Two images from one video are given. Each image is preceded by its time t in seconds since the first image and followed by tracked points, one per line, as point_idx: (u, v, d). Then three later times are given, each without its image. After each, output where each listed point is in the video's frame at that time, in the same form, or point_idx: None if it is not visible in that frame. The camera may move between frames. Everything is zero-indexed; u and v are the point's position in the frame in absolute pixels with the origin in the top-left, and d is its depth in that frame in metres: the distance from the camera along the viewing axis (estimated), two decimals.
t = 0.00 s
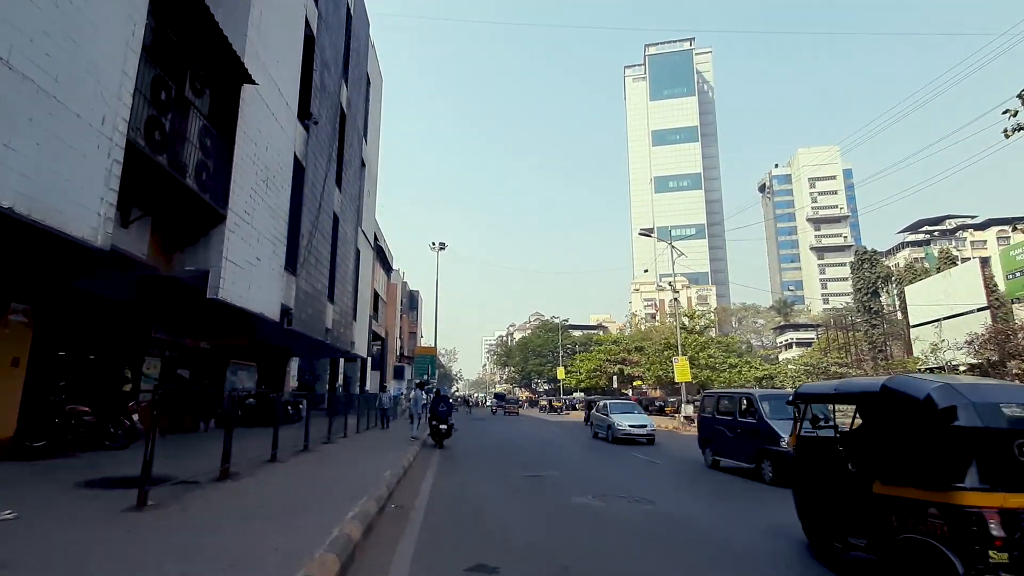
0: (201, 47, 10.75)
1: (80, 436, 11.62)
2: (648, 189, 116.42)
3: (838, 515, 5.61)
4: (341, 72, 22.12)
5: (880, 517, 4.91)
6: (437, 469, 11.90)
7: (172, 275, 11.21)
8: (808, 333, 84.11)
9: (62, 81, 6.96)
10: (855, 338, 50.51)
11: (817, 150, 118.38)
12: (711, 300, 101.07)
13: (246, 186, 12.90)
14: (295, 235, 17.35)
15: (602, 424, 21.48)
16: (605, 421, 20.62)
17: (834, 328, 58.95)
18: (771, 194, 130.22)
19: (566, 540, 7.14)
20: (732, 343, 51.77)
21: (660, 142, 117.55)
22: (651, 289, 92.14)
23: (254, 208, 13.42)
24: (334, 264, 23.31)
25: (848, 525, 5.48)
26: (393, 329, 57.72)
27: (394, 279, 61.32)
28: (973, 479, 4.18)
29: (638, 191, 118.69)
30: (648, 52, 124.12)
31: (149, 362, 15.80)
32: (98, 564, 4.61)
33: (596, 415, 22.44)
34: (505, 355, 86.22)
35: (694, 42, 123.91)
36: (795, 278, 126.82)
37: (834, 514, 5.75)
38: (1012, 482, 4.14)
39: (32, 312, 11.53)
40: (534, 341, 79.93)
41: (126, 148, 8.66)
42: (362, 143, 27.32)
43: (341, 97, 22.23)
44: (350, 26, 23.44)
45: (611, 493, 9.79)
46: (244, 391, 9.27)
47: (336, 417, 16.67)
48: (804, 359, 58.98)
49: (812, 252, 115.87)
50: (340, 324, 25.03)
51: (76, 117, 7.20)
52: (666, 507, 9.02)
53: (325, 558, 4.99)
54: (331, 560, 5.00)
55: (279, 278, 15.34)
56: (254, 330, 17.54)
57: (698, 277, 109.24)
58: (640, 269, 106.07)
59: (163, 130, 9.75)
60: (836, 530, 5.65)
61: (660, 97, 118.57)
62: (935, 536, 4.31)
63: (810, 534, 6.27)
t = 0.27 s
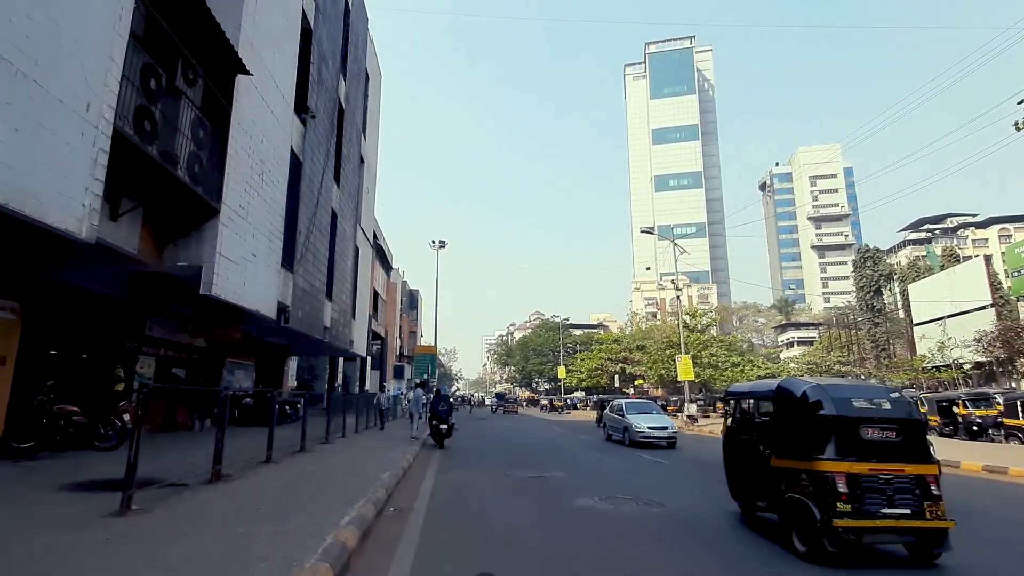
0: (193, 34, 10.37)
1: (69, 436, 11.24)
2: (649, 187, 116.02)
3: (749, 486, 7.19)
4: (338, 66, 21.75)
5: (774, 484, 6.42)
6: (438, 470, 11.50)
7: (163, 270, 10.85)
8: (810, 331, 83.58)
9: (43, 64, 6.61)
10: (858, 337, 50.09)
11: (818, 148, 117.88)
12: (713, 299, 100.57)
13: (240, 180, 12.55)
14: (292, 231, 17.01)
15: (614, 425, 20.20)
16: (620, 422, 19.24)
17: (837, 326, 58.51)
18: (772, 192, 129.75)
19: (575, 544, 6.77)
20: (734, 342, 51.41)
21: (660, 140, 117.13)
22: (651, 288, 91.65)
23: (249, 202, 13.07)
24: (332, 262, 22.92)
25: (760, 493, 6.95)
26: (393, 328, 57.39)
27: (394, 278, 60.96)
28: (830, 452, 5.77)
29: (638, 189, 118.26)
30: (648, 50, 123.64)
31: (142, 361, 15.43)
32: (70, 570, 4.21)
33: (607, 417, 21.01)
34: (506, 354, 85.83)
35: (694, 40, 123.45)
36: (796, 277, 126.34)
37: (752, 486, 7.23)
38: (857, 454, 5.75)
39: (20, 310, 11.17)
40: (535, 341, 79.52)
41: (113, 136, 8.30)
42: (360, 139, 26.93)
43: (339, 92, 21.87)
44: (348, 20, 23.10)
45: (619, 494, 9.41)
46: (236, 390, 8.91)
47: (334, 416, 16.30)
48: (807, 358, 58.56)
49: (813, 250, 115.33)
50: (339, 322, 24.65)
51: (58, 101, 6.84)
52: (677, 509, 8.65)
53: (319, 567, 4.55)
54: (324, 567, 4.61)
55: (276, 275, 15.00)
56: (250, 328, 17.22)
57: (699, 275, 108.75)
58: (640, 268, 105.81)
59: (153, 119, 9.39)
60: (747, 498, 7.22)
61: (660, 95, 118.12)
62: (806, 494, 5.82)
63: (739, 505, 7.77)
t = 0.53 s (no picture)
0: (185, 24, 10.06)
1: (58, 436, 10.95)
2: (649, 186, 115.70)
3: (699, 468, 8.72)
4: (337, 60, 21.43)
5: (717, 465, 7.93)
6: (437, 471, 11.20)
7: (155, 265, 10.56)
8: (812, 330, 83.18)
9: (23, 48, 6.31)
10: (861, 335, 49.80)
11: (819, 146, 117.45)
12: (713, 298, 100.21)
13: (235, 174, 12.26)
14: (289, 228, 16.71)
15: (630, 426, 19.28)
16: (637, 424, 18.17)
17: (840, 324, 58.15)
18: (772, 191, 129.35)
19: (580, 548, 6.48)
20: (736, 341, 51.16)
21: (660, 139, 116.79)
22: (652, 286, 91.26)
23: (245, 197, 12.78)
24: (330, 259, 22.63)
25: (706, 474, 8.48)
26: (393, 327, 57.13)
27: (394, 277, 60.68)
28: (757, 439, 7.27)
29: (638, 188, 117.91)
30: (648, 48, 123.22)
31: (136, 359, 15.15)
32: None
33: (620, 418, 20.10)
34: (506, 353, 85.53)
35: (694, 38, 123.00)
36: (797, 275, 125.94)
37: (700, 468, 8.76)
38: (778, 441, 7.24)
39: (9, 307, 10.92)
40: (535, 340, 79.21)
41: (100, 125, 8.00)
42: (359, 136, 26.60)
43: (337, 87, 21.56)
44: (346, 15, 22.78)
45: (624, 496, 9.10)
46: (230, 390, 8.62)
47: (332, 416, 16.00)
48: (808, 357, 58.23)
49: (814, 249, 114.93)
50: (338, 321, 24.34)
51: (38, 86, 6.54)
52: (684, 511, 8.35)
53: None
54: None
55: (272, 272, 14.70)
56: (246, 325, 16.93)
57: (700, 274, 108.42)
58: (641, 266, 105.48)
59: (142, 110, 9.09)
60: (699, 478, 8.74)
61: (661, 93, 117.72)
62: (738, 473, 7.32)
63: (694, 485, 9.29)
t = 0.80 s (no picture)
0: (177, 11, 9.73)
1: (46, 438, 10.63)
2: (649, 184, 115.30)
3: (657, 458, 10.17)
4: (335, 54, 21.09)
5: (671, 455, 9.39)
6: (437, 474, 10.88)
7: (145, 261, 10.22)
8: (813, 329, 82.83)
9: None
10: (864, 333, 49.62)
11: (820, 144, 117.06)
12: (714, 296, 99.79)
13: (229, 168, 11.93)
14: (286, 224, 16.38)
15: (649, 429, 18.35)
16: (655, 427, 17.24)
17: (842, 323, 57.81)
18: (773, 189, 128.95)
19: (586, 556, 6.17)
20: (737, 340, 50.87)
21: (661, 137, 116.40)
22: (652, 285, 90.92)
23: (239, 192, 12.46)
24: (328, 257, 22.30)
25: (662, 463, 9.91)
26: (393, 326, 56.86)
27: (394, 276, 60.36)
28: (701, 431, 8.79)
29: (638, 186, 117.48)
30: (648, 47, 122.78)
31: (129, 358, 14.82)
32: None
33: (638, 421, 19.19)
34: (506, 352, 85.20)
35: (694, 36, 122.54)
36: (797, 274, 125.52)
37: (658, 458, 10.20)
38: (717, 433, 8.75)
39: None
40: (535, 338, 78.87)
41: (85, 114, 7.67)
42: (358, 132, 26.27)
43: (335, 82, 21.23)
44: (344, 9, 22.44)
45: (630, 500, 8.80)
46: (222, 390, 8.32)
47: (330, 416, 15.67)
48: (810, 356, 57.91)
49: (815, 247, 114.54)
50: (336, 319, 24.00)
51: (17, 70, 6.21)
52: (692, 515, 8.05)
53: None
54: None
55: (268, 269, 14.37)
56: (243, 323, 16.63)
57: (700, 272, 108.02)
58: (641, 264, 105.06)
59: (132, 99, 8.76)
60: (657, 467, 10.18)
61: (661, 92, 117.32)
62: (685, 458, 8.82)
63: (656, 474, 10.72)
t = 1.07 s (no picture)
0: None
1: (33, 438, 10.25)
2: (648, 183, 115.03)
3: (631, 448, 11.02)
4: (332, 48, 20.75)
5: (638, 444, 10.28)
6: (437, 474, 10.56)
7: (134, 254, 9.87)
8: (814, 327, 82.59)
9: None
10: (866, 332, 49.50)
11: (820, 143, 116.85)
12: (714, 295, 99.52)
13: (222, 159, 11.58)
14: (282, 219, 16.05)
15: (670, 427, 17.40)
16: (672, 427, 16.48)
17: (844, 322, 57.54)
18: (773, 188, 128.79)
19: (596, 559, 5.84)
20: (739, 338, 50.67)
21: (660, 136, 116.14)
22: (652, 284, 90.67)
23: (233, 184, 12.12)
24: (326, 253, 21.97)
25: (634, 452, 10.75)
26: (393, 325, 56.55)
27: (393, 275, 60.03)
28: (661, 423, 9.63)
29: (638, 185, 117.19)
30: (648, 45, 122.50)
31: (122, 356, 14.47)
32: None
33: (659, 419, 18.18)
34: (506, 352, 84.87)
35: (694, 35, 122.31)
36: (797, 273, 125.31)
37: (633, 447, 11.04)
38: (676, 424, 9.58)
39: None
40: (535, 338, 78.58)
41: (69, 98, 7.32)
42: (356, 128, 25.93)
43: (332, 76, 20.91)
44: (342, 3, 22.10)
45: (638, 500, 8.47)
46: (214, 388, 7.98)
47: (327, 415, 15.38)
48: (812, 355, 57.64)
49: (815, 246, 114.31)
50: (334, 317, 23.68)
51: None
52: (704, 517, 7.73)
53: None
54: None
55: (264, 265, 14.03)
56: (238, 321, 16.29)
57: (700, 271, 107.75)
58: (641, 263, 104.77)
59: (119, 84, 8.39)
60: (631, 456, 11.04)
61: (660, 90, 117.05)
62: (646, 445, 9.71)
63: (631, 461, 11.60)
